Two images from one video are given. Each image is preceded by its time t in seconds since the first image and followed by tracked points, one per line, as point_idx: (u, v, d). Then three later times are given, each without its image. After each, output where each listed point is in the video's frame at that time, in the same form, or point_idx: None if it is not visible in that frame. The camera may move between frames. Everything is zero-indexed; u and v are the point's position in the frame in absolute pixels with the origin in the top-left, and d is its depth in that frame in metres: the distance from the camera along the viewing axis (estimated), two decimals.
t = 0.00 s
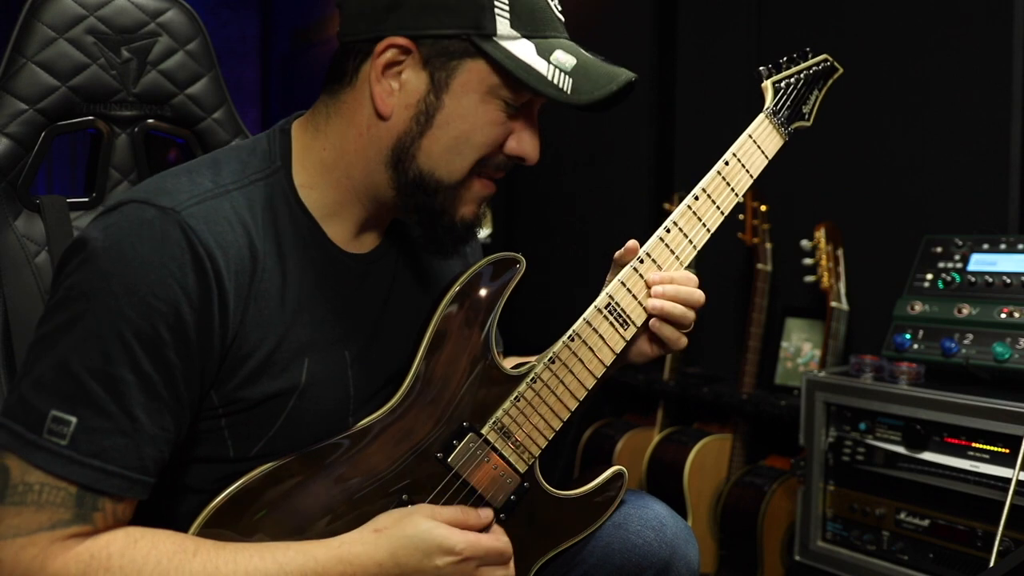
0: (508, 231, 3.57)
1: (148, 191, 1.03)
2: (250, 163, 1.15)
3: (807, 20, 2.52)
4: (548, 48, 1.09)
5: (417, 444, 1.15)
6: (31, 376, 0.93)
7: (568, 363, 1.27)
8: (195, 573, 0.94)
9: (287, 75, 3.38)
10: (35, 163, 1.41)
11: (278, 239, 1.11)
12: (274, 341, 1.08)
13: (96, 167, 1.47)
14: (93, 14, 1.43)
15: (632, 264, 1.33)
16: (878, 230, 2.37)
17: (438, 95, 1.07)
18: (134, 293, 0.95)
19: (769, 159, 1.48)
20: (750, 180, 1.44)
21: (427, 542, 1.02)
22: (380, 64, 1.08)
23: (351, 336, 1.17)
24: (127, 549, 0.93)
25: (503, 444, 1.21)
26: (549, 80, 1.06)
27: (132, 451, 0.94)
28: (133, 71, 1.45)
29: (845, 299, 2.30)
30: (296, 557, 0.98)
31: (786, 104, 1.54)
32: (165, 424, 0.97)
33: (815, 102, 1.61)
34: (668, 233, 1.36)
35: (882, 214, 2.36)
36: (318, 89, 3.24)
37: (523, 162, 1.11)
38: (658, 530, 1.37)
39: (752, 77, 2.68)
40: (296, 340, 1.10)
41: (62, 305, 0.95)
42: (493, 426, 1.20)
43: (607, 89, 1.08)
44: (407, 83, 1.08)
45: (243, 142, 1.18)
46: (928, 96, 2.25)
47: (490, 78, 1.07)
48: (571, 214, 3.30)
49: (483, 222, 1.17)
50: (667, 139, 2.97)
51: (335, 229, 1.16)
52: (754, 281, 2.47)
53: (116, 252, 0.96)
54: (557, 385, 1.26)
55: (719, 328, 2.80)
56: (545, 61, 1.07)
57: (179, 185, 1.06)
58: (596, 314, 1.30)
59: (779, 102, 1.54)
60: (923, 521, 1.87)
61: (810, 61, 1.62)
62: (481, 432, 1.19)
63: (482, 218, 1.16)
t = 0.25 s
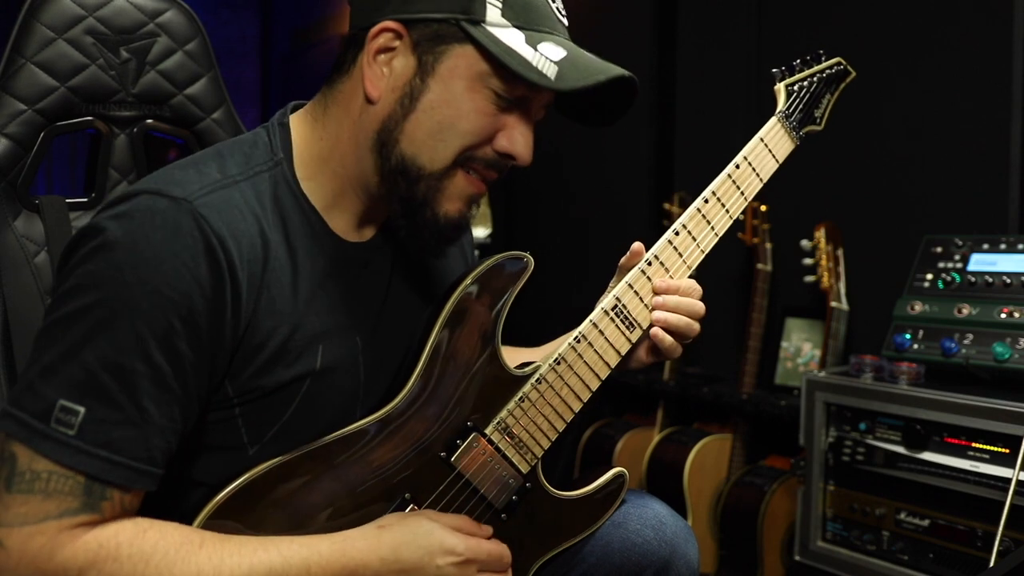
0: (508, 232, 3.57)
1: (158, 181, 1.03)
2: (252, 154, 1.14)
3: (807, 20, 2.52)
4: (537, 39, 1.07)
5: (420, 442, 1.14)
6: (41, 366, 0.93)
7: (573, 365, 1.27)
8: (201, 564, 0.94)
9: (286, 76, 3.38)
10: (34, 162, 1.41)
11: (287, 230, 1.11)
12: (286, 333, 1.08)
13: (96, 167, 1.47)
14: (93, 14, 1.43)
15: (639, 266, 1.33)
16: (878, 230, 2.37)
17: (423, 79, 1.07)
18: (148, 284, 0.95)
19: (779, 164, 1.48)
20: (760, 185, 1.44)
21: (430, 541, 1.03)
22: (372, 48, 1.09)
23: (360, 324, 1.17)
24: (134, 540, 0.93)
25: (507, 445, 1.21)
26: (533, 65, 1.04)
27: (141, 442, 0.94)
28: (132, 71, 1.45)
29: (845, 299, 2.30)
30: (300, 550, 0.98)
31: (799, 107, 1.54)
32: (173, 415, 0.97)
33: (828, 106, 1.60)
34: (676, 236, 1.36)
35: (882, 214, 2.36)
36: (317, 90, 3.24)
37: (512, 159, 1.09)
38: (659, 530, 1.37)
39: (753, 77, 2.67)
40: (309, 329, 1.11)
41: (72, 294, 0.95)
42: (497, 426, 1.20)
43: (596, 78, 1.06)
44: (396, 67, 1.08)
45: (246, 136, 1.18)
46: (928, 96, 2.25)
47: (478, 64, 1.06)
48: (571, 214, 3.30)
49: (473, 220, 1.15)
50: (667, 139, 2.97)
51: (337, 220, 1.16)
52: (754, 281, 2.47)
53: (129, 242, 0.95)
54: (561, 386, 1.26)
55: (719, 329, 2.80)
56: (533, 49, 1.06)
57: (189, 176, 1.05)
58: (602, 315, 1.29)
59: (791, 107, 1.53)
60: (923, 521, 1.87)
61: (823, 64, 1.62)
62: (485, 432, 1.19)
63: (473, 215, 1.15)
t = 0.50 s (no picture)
0: (508, 232, 3.57)
1: (147, 184, 1.03)
2: (243, 157, 1.15)
3: (807, 20, 2.52)
4: (532, 35, 1.07)
5: (417, 443, 1.14)
6: (32, 370, 0.93)
7: (570, 365, 1.27)
8: (197, 568, 0.94)
9: (286, 76, 3.38)
10: (35, 162, 1.41)
11: (277, 231, 1.11)
12: (277, 333, 1.08)
13: (96, 166, 1.47)
14: (93, 14, 1.43)
15: (635, 266, 1.33)
16: (878, 230, 2.37)
17: (421, 81, 1.07)
18: (135, 284, 0.95)
19: (776, 161, 1.48)
20: (757, 182, 1.44)
21: (430, 546, 1.03)
22: (366, 50, 1.09)
23: (353, 325, 1.17)
24: (129, 543, 0.93)
25: (505, 446, 1.21)
26: (529, 64, 1.04)
27: (133, 443, 0.94)
28: (133, 72, 1.45)
29: (845, 299, 2.30)
30: (297, 555, 0.98)
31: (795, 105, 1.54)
32: (165, 416, 0.97)
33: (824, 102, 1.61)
34: (673, 234, 1.36)
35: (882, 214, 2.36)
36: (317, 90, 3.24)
37: (510, 153, 1.10)
38: (658, 530, 1.37)
39: (753, 77, 2.67)
40: (299, 329, 1.10)
41: (62, 298, 0.95)
42: (495, 426, 1.20)
43: (592, 74, 1.06)
44: (391, 69, 1.08)
45: (235, 138, 1.18)
46: (928, 96, 2.25)
47: (473, 62, 1.06)
48: (571, 214, 3.30)
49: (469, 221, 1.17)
50: (667, 139, 2.97)
51: (331, 219, 1.16)
52: (754, 281, 2.47)
53: (117, 244, 0.96)
54: (559, 386, 1.26)
55: (719, 329, 2.80)
56: (528, 47, 1.06)
57: (178, 178, 1.06)
58: (600, 315, 1.29)
59: (787, 103, 1.54)
60: (924, 521, 1.87)
61: (819, 61, 1.62)
62: (483, 432, 1.19)
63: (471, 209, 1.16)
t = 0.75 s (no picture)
0: (507, 231, 3.57)
1: (143, 189, 1.03)
2: (241, 160, 1.14)
3: (807, 20, 2.52)
4: (541, 36, 1.09)
5: (416, 442, 1.14)
6: (29, 378, 0.93)
7: (571, 365, 1.27)
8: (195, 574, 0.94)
9: (286, 76, 3.38)
10: (35, 162, 1.41)
11: (275, 235, 1.11)
12: (275, 338, 1.08)
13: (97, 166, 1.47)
14: (93, 14, 1.43)
15: (635, 265, 1.32)
16: (878, 230, 2.37)
17: (436, 92, 1.08)
18: (131, 291, 0.95)
19: (776, 158, 1.48)
20: (757, 179, 1.44)
21: (428, 545, 1.02)
22: (376, 63, 1.08)
23: (353, 328, 1.17)
24: (126, 550, 0.94)
25: (505, 446, 1.21)
26: (545, 69, 1.07)
27: (132, 451, 0.94)
28: (133, 72, 1.45)
29: (845, 299, 2.30)
30: (297, 560, 0.98)
31: (795, 103, 1.54)
32: (164, 422, 0.97)
33: (824, 100, 1.60)
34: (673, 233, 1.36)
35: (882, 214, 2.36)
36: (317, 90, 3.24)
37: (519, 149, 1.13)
38: (658, 530, 1.37)
39: (752, 76, 2.67)
40: (297, 334, 1.10)
41: (59, 305, 0.95)
42: (494, 426, 1.20)
43: (601, 73, 1.11)
44: (404, 80, 1.09)
45: (232, 142, 1.18)
46: (928, 96, 2.25)
47: (486, 68, 1.07)
48: (571, 214, 3.30)
49: (480, 218, 1.19)
50: (666, 139, 2.97)
51: (331, 223, 1.16)
52: (754, 281, 2.47)
53: (113, 250, 0.96)
54: (558, 386, 1.25)
55: (719, 329, 2.80)
56: (541, 51, 1.08)
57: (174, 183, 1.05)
58: (599, 314, 1.29)
59: (787, 100, 1.54)
60: (923, 521, 1.87)
61: (820, 57, 1.61)
62: (483, 432, 1.19)
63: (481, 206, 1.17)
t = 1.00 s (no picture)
0: (508, 230, 3.57)
1: (148, 189, 1.03)
2: (246, 161, 1.15)
3: (807, 20, 2.52)
4: (541, 24, 1.09)
5: (416, 442, 1.14)
6: (30, 376, 0.93)
7: (570, 365, 1.27)
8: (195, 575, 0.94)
9: (286, 76, 3.38)
10: (35, 162, 1.41)
11: (279, 237, 1.11)
12: (278, 340, 1.08)
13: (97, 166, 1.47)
14: (93, 14, 1.43)
15: (633, 265, 1.33)
16: (879, 230, 2.37)
17: (435, 82, 1.08)
18: (135, 291, 0.94)
19: (775, 158, 1.48)
20: (756, 179, 1.44)
21: (430, 543, 1.03)
22: (375, 57, 1.09)
23: (355, 330, 1.17)
24: (127, 551, 0.94)
25: (504, 447, 1.21)
26: (545, 56, 1.07)
27: (133, 451, 0.94)
28: (133, 72, 1.45)
29: (846, 299, 2.30)
30: (297, 560, 0.98)
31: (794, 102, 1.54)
32: (164, 423, 0.97)
33: (823, 99, 1.60)
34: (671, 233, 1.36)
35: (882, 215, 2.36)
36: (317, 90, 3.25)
37: (524, 139, 1.13)
38: (658, 530, 1.37)
39: (753, 76, 2.67)
40: (300, 336, 1.10)
41: (61, 303, 0.94)
42: (493, 427, 1.20)
43: (604, 56, 1.10)
44: (402, 73, 1.09)
45: (237, 142, 1.18)
46: (928, 96, 2.25)
47: (485, 56, 1.08)
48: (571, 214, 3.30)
49: (485, 215, 1.19)
50: (667, 139, 2.97)
51: (334, 225, 1.16)
52: (754, 281, 2.47)
53: (117, 249, 0.95)
54: (557, 386, 1.25)
55: (719, 329, 2.80)
56: (539, 37, 1.08)
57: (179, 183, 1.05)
58: (598, 314, 1.29)
59: (786, 100, 1.54)
60: (923, 521, 1.87)
61: (818, 56, 1.62)
62: (481, 433, 1.19)
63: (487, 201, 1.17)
